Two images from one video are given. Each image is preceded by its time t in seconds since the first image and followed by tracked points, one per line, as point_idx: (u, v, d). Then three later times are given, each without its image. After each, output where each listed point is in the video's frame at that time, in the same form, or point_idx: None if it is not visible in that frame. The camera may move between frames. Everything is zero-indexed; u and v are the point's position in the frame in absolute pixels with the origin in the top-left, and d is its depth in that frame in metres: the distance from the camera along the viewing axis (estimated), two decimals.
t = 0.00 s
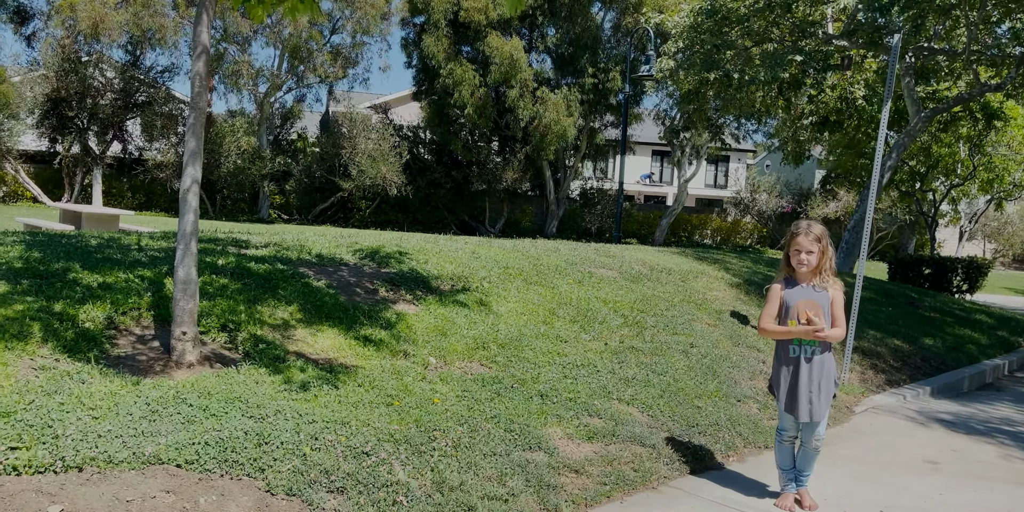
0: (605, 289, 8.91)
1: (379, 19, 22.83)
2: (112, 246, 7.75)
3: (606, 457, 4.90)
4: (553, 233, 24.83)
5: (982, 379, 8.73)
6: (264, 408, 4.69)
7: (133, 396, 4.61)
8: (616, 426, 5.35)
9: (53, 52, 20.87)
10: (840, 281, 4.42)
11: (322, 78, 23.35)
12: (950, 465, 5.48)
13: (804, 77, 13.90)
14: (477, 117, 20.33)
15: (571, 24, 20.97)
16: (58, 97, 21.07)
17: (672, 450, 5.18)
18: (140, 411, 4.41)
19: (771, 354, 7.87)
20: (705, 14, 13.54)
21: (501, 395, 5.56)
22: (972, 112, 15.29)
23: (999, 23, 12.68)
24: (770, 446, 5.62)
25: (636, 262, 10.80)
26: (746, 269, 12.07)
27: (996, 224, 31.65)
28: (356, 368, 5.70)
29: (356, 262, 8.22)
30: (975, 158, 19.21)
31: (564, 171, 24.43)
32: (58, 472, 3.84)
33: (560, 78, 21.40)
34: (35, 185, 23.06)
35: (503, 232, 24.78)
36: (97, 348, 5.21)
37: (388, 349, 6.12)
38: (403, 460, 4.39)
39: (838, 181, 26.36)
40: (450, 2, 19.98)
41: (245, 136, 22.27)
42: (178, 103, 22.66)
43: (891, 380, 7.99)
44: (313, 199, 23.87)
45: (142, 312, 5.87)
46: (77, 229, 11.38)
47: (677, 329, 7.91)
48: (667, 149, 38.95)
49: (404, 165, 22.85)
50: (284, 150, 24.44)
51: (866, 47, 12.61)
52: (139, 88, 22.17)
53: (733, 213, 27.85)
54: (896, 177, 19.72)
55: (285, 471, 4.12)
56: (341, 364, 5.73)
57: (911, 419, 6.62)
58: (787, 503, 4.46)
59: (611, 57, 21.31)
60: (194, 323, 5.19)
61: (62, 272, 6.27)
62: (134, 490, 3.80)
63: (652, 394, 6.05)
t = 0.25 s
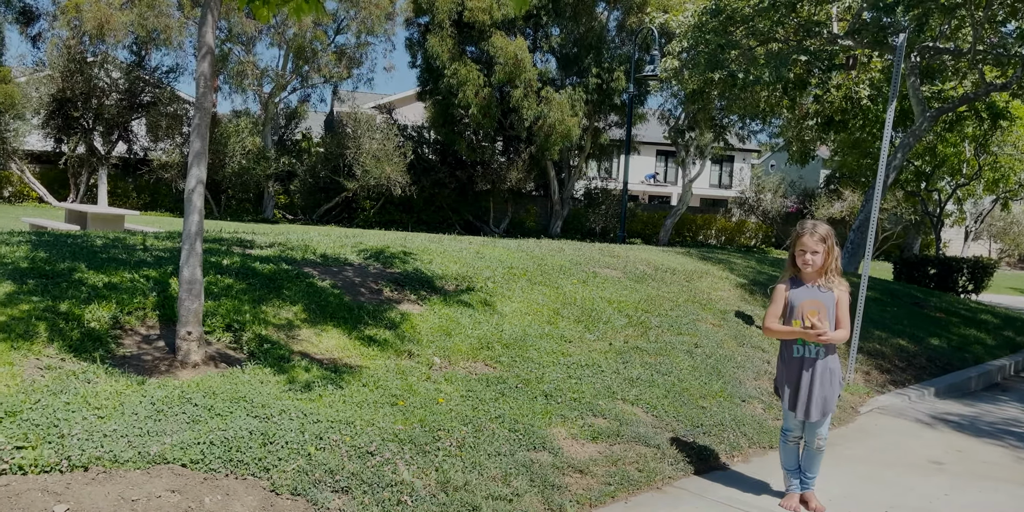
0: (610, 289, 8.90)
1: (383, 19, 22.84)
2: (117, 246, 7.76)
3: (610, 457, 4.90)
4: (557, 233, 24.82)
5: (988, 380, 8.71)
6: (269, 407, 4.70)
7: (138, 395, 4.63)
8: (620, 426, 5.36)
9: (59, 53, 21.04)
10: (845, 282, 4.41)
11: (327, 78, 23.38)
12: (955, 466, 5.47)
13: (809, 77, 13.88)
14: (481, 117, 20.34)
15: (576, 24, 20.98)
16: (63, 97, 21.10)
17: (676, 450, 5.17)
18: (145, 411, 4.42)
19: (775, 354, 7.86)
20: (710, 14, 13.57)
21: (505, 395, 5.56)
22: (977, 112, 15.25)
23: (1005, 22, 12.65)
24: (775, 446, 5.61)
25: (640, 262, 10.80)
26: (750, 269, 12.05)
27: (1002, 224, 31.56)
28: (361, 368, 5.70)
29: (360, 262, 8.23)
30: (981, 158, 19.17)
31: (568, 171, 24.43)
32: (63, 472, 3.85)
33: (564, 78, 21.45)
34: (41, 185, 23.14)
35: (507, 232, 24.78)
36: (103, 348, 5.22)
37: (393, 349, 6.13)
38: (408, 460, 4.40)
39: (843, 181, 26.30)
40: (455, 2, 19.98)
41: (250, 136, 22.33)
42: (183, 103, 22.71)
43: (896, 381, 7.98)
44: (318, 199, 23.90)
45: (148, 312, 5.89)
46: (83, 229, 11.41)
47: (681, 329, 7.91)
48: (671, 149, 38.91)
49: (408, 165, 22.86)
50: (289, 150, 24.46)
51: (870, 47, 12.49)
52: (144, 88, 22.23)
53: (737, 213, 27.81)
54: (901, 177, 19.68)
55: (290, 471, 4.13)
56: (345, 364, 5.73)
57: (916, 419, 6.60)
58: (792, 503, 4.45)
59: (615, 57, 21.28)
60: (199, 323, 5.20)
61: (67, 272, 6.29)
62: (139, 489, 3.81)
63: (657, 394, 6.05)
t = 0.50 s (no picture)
0: (615, 289, 8.90)
1: (389, 19, 22.86)
2: (124, 246, 7.78)
3: (615, 457, 4.90)
4: (562, 233, 24.82)
5: (996, 380, 8.68)
6: (275, 407, 4.71)
7: (144, 395, 4.64)
8: (625, 427, 5.35)
9: (66, 53, 20.81)
10: (853, 281, 4.40)
11: (332, 78, 23.42)
12: (962, 466, 5.45)
13: (815, 77, 13.85)
14: (487, 117, 20.36)
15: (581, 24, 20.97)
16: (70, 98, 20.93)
17: (682, 450, 5.17)
18: (152, 410, 4.43)
19: (781, 354, 7.85)
20: (716, 13, 13.58)
21: (511, 395, 5.56)
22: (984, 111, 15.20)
23: (1012, 21, 12.60)
24: (781, 447, 5.60)
25: (646, 262, 10.79)
26: (756, 269, 12.03)
27: (1009, 224, 31.43)
28: (367, 367, 5.71)
29: (366, 262, 8.24)
30: (988, 158, 19.10)
31: (574, 171, 24.41)
32: (70, 471, 3.86)
33: (570, 78, 21.37)
34: (48, 185, 23.22)
35: (512, 232, 24.78)
36: (109, 348, 5.24)
37: (398, 349, 6.13)
38: (413, 460, 4.40)
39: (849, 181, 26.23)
40: (460, 2, 19.98)
41: (256, 136, 22.41)
42: (189, 103, 22.76)
43: (902, 381, 7.96)
44: (324, 199, 23.94)
45: (154, 312, 5.90)
46: (90, 228, 11.45)
47: (687, 329, 7.90)
48: (676, 149, 38.86)
49: (413, 165, 22.88)
50: (295, 150, 24.49)
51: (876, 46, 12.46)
52: (150, 88, 22.28)
53: (743, 213, 27.76)
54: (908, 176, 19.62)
55: (296, 471, 4.13)
56: (351, 364, 5.74)
57: (922, 420, 6.59)
58: (797, 503, 4.44)
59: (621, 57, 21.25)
60: (205, 322, 5.21)
61: (74, 272, 6.30)
62: (145, 488, 3.82)
63: (662, 395, 6.04)
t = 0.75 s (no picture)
0: (622, 289, 8.89)
1: (395, 19, 22.88)
2: (132, 246, 7.80)
3: (622, 457, 4.89)
4: (569, 233, 24.80)
5: (1005, 380, 8.65)
6: (282, 407, 4.72)
7: (151, 394, 4.65)
8: (632, 427, 5.35)
9: (74, 54, 21.00)
10: (861, 282, 4.40)
11: (339, 78, 23.46)
12: (970, 467, 5.43)
13: (822, 77, 13.81)
14: (493, 117, 20.35)
15: (587, 23, 20.96)
16: (79, 98, 21.18)
17: (688, 451, 5.16)
18: (159, 410, 4.44)
19: (788, 354, 7.83)
20: (723, 13, 13.63)
21: (517, 395, 5.56)
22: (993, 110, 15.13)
23: (1021, 20, 12.55)
24: (788, 447, 5.59)
25: (652, 261, 10.77)
26: (763, 269, 12.00)
27: (1018, 223, 31.27)
28: (373, 367, 5.71)
29: (373, 262, 8.24)
30: (996, 157, 19.02)
31: (580, 171, 24.40)
32: (78, 470, 3.87)
33: (576, 78, 21.34)
34: (56, 185, 23.31)
35: (519, 232, 24.79)
36: (117, 347, 5.25)
37: (405, 349, 6.13)
38: (420, 459, 4.40)
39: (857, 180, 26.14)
40: (466, 2, 19.98)
41: (263, 136, 22.47)
42: (196, 103, 22.82)
43: (910, 381, 7.93)
44: (330, 199, 23.97)
45: (161, 311, 5.92)
46: (98, 228, 11.50)
47: (693, 329, 7.89)
48: (683, 148, 38.79)
49: (420, 165, 22.89)
50: (302, 150, 24.53)
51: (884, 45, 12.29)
52: (158, 89, 22.32)
53: (750, 213, 27.69)
54: (916, 176, 19.56)
55: (303, 470, 4.14)
56: (358, 364, 5.74)
57: (930, 420, 6.56)
58: (805, 504, 4.43)
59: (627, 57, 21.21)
60: (212, 322, 5.22)
61: (82, 272, 6.33)
62: (153, 487, 3.83)
63: (669, 395, 6.03)
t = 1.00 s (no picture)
0: (629, 289, 8.88)
1: (402, 19, 22.91)
2: (140, 246, 7.83)
3: (629, 457, 4.89)
4: (575, 233, 24.81)
5: (1014, 380, 8.61)
6: (289, 406, 4.73)
7: (159, 394, 4.67)
8: (639, 427, 5.34)
9: (83, 55, 21.12)
10: (873, 282, 4.36)
11: (346, 78, 23.52)
12: (979, 468, 5.41)
13: (830, 76, 13.77)
14: (500, 118, 20.37)
15: (594, 23, 20.95)
16: (87, 99, 21.27)
17: (696, 451, 5.15)
18: (167, 409, 4.46)
19: (795, 354, 7.82)
20: (730, 12, 13.67)
21: (524, 395, 5.56)
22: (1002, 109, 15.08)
23: None
24: (796, 448, 5.57)
25: (659, 261, 10.75)
26: (771, 269, 11.97)
27: None
28: (380, 367, 5.72)
29: (380, 262, 8.26)
30: (1005, 157, 18.94)
31: (586, 171, 24.38)
32: (87, 469, 3.88)
33: (583, 78, 21.27)
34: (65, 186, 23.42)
35: (525, 232, 24.79)
36: (126, 347, 5.27)
37: (411, 349, 6.14)
38: (426, 459, 4.41)
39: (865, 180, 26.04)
40: (473, 2, 20.00)
41: (271, 137, 22.58)
42: (204, 103, 22.87)
43: (918, 381, 7.90)
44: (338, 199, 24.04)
45: (169, 311, 5.94)
46: (107, 229, 11.55)
47: (700, 329, 7.87)
48: (689, 148, 38.74)
49: (427, 165, 22.92)
50: (309, 150, 24.60)
51: (892, 44, 12.25)
52: (167, 89, 22.45)
53: (757, 213, 27.62)
54: (924, 176, 19.50)
55: (310, 470, 4.14)
56: (364, 364, 5.75)
57: (938, 421, 6.54)
58: (813, 504, 4.42)
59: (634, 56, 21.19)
60: (220, 322, 5.24)
61: (91, 272, 6.35)
62: (161, 487, 3.84)
63: (676, 395, 6.02)
